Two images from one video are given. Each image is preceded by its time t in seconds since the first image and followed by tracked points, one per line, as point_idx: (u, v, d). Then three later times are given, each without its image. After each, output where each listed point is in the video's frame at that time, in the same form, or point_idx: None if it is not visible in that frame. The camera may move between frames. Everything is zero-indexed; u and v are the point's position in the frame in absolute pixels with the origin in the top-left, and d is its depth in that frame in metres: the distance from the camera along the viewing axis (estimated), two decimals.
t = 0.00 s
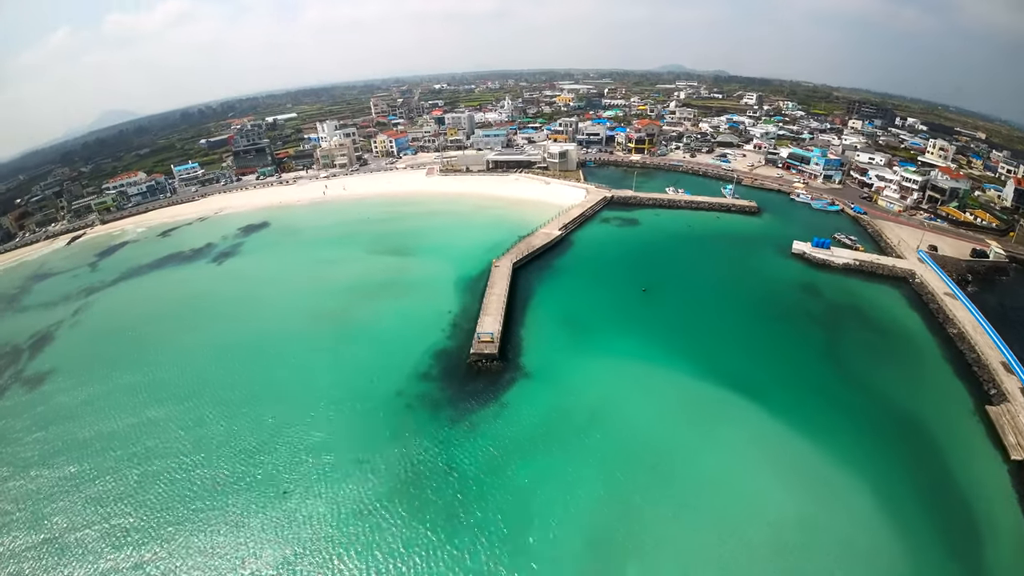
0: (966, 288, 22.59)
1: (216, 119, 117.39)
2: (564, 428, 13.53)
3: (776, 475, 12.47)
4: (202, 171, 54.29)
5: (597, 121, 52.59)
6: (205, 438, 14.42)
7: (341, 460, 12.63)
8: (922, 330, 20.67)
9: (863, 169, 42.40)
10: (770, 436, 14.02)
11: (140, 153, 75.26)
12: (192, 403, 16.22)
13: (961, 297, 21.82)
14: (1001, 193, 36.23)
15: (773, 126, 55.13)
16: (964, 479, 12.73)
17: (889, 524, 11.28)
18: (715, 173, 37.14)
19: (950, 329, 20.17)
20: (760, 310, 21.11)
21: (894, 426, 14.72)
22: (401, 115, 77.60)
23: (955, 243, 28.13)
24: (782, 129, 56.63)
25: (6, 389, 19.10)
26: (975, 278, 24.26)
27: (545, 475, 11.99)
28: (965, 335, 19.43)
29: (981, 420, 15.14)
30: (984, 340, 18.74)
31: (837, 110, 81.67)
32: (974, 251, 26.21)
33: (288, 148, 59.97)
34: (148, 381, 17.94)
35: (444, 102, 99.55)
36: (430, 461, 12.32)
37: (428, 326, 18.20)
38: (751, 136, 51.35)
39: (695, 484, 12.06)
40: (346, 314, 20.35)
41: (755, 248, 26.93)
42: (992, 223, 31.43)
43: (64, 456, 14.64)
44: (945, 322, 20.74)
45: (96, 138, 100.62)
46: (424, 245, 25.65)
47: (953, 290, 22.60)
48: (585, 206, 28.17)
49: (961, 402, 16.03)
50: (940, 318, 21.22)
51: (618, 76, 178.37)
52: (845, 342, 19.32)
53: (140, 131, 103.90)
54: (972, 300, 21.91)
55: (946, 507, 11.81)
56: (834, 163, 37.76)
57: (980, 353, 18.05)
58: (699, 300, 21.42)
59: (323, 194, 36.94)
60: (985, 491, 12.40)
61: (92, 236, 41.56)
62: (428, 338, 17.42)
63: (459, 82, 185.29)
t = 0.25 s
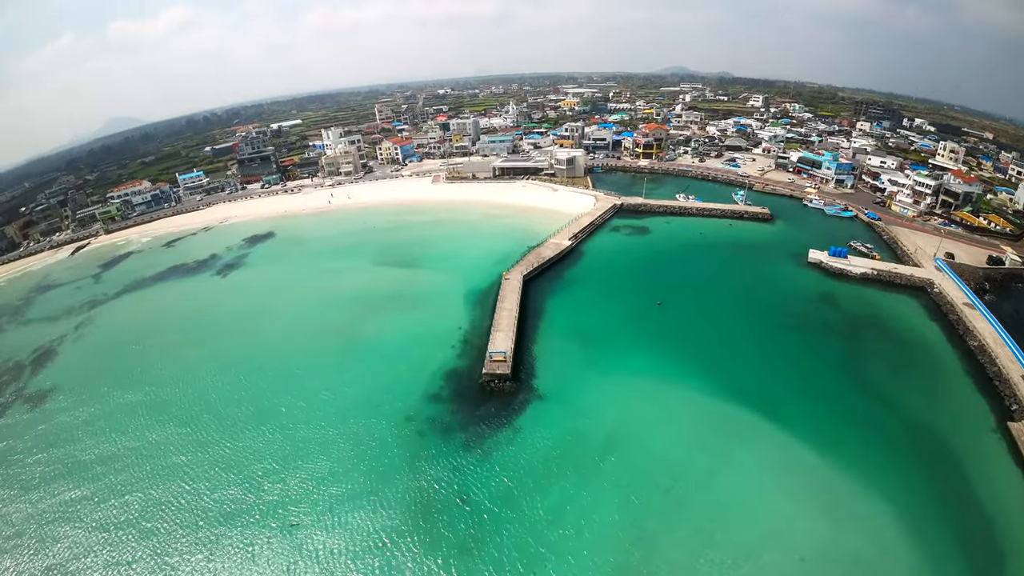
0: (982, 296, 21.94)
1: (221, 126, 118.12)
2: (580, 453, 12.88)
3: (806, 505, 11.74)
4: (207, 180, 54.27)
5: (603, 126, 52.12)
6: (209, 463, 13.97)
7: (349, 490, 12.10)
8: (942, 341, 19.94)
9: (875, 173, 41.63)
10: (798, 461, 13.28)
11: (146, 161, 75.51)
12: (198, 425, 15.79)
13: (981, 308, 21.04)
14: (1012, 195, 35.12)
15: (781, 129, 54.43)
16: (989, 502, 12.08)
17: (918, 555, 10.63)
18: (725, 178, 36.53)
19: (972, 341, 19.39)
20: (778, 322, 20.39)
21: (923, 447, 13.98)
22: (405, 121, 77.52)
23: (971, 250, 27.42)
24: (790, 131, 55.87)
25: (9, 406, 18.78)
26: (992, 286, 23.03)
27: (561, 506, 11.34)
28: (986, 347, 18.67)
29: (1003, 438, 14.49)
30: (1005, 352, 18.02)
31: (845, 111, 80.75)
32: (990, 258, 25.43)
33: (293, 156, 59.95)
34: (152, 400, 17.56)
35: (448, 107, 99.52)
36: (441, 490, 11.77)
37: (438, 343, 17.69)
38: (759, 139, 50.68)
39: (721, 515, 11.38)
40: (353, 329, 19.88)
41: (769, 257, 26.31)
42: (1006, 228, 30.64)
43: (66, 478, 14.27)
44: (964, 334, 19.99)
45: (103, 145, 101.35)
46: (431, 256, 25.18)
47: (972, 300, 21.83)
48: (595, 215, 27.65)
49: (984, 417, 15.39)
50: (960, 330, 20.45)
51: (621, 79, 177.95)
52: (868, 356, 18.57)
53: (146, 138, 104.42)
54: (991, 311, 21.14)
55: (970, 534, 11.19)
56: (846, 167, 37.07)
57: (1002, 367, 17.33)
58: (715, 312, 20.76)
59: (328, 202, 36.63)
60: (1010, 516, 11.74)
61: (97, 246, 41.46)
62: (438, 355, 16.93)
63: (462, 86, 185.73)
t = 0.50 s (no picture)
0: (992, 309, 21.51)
1: (222, 130, 118.12)
2: (593, 483, 12.31)
3: (822, 533, 11.22)
4: (206, 186, 53.81)
5: (606, 132, 51.86)
6: (204, 489, 13.38)
7: (351, 521, 11.55)
8: (954, 357, 19.46)
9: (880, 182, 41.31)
10: (819, 489, 12.70)
11: (145, 166, 75.08)
12: (194, 447, 15.21)
13: (994, 322, 20.55)
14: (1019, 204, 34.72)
15: (784, 136, 54.21)
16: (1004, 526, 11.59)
17: None
18: (731, 186, 36.17)
19: (985, 358, 18.90)
20: (789, 337, 19.93)
21: (945, 470, 13.41)
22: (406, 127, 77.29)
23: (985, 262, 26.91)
24: (793, 138, 55.59)
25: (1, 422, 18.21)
26: (1003, 298, 22.53)
27: (575, 541, 10.76)
28: (999, 364, 18.18)
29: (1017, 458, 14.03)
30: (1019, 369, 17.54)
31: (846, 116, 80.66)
32: (999, 270, 25.02)
33: (293, 162, 59.68)
34: (147, 418, 17.00)
35: (448, 113, 99.39)
36: (450, 522, 11.23)
37: (443, 361, 17.17)
38: (762, 146, 50.43)
39: (740, 549, 10.79)
40: (354, 344, 19.34)
41: (778, 270, 25.91)
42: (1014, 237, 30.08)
43: (55, 502, 13.70)
44: (978, 350, 19.48)
45: (103, 149, 101.14)
46: (435, 267, 24.71)
47: (984, 314, 21.36)
48: (601, 225, 27.22)
49: (996, 436, 14.97)
50: (972, 346, 19.95)
51: (621, 85, 178.49)
52: (882, 373, 18.07)
53: (145, 142, 104.07)
54: (1003, 325, 20.63)
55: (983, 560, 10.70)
56: (852, 176, 36.76)
57: (1018, 385, 16.82)
58: (725, 327, 20.30)
59: (329, 211, 36.13)
60: None
61: (93, 254, 40.93)
62: (443, 374, 16.43)
63: (463, 92, 186.47)
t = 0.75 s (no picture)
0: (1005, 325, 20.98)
1: (224, 136, 118.34)
2: (609, 518, 11.69)
3: None
4: (207, 193, 53.52)
5: (610, 141, 51.58)
6: (198, 516, 12.79)
7: (357, 557, 10.97)
8: (970, 377, 18.84)
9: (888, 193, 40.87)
10: (848, 524, 12.02)
11: (147, 172, 74.94)
12: (189, 467, 14.67)
13: (1008, 339, 19.96)
14: None
15: (789, 145, 53.87)
16: None
17: None
18: (738, 197, 35.74)
19: (1000, 377, 18.30)
20: (803, 357, 19.37)
21: (968, 502, 12.81)
22: (408, 135, 77.25)
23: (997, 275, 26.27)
24: (798, 147, 55.23)
25: None
26: (1015, 314, 22.08)
27: None
28: (1014, 384, 17.60)
29: None
30: None
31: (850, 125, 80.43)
32: (1011, 284, 24.45)
33: (295, 170, 59.51)
34: (143, 435, 16.44)
35: (451, 120, 99.55)
36: (458, 561, 10.62)
37: (450, 381, 16.59)
38: (768, 155, 50.08)
39: None
40: (357, 361, 18.77)
41: (788, 285, 25.46)
42: None
43: (42, 527, 13.13)
44: (993, 369, 18.87)
45: (105, 154, 101.26)
46: (439, 281, 24.21)
47: (998, 331, 20.76)
48: (608, 237, 26.73)
49: None
50: (986, 364, 19.37)
51: (623, 92, 179.16)
52: (899, 394, 17.46)
53: (147, 148, 104.11)
54: (1018, 343, 20.06)
55: None
56: (860, 187, 36.34)
57: None
58: (738, 346, 19.74)
59: (331, 221, 35.72)
60: None
61: (93, 262, 40.51)
62: (450, 396, 15.87)
63: (465, 99, 187.72)
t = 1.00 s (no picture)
0: (1023, 345, 20.27)
1: (231, 141, 119.18)
2: (628, 557, 11.02)
3: None
4: (212, 199, 53.40)
5: (617, 152, 51.41)
6: (192, 541, 12.21)
7: None
8: (987, 402, 18.07)
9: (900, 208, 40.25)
10: (880, 564, 11.26)
11: (153, 176, 75.10)
12: (184, 486, 14.12)
13: None
14: None
15: (797, 158, 53.52)
16: None
17: None
18: (748, 211, 35.27)
19: (1017, 402, 17.50)
20: (821, 379, 18.69)
21: (997, 539, 11.99)
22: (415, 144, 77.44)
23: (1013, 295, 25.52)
24: (806, 160, 54.78)
25: None
26: None
27: None
28: None
29: None
30: None
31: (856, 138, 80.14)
32: None
33: (301, 177, 59.57)
34: (142, 451, 15.95)
35: (457, 129, 99.96)
36: None
37: (459, 402, 16.02)
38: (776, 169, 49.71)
39: None
40: (361, 378, 18.21)
41: (803, 303, 24.88)
42: None
43: (28, 550, 12.52)
44: (1011, 394, 18.12)
45: (112, 156, 101.90)
46: (446, 295, 23.72)
47: (1015, 352, 20.04)
48: (619, 251, 26.26)
49: None
50: (1004, 389, 18.62)
51: (628, 102, 179.90)
52: (920, 420, 16.70)
53: (154, 151, 104.61)
54: None
55: None
56: (872, 202, 35.79)
57: None
58: (753, 367, 19.11)
59: (336, 230, 35.36)
60: None
61: (95, 267, 40.21)
62: (458, 419, 15.28)
63: (470, 108, 189.24)
